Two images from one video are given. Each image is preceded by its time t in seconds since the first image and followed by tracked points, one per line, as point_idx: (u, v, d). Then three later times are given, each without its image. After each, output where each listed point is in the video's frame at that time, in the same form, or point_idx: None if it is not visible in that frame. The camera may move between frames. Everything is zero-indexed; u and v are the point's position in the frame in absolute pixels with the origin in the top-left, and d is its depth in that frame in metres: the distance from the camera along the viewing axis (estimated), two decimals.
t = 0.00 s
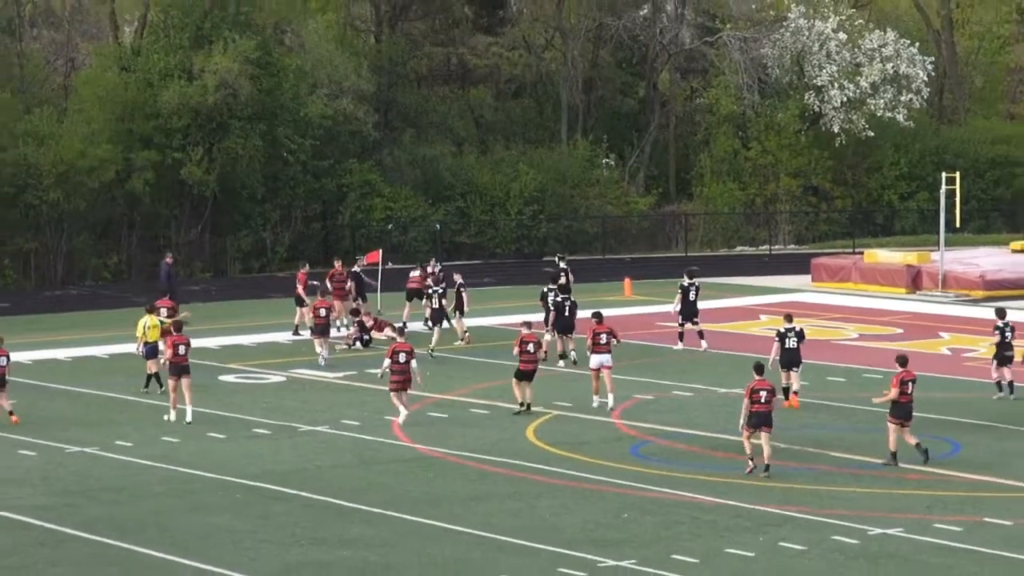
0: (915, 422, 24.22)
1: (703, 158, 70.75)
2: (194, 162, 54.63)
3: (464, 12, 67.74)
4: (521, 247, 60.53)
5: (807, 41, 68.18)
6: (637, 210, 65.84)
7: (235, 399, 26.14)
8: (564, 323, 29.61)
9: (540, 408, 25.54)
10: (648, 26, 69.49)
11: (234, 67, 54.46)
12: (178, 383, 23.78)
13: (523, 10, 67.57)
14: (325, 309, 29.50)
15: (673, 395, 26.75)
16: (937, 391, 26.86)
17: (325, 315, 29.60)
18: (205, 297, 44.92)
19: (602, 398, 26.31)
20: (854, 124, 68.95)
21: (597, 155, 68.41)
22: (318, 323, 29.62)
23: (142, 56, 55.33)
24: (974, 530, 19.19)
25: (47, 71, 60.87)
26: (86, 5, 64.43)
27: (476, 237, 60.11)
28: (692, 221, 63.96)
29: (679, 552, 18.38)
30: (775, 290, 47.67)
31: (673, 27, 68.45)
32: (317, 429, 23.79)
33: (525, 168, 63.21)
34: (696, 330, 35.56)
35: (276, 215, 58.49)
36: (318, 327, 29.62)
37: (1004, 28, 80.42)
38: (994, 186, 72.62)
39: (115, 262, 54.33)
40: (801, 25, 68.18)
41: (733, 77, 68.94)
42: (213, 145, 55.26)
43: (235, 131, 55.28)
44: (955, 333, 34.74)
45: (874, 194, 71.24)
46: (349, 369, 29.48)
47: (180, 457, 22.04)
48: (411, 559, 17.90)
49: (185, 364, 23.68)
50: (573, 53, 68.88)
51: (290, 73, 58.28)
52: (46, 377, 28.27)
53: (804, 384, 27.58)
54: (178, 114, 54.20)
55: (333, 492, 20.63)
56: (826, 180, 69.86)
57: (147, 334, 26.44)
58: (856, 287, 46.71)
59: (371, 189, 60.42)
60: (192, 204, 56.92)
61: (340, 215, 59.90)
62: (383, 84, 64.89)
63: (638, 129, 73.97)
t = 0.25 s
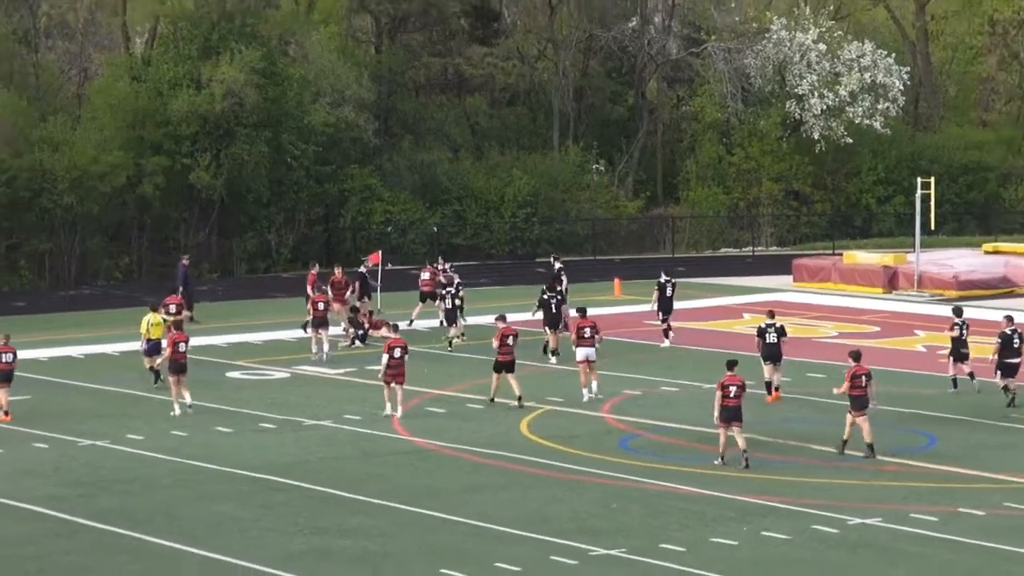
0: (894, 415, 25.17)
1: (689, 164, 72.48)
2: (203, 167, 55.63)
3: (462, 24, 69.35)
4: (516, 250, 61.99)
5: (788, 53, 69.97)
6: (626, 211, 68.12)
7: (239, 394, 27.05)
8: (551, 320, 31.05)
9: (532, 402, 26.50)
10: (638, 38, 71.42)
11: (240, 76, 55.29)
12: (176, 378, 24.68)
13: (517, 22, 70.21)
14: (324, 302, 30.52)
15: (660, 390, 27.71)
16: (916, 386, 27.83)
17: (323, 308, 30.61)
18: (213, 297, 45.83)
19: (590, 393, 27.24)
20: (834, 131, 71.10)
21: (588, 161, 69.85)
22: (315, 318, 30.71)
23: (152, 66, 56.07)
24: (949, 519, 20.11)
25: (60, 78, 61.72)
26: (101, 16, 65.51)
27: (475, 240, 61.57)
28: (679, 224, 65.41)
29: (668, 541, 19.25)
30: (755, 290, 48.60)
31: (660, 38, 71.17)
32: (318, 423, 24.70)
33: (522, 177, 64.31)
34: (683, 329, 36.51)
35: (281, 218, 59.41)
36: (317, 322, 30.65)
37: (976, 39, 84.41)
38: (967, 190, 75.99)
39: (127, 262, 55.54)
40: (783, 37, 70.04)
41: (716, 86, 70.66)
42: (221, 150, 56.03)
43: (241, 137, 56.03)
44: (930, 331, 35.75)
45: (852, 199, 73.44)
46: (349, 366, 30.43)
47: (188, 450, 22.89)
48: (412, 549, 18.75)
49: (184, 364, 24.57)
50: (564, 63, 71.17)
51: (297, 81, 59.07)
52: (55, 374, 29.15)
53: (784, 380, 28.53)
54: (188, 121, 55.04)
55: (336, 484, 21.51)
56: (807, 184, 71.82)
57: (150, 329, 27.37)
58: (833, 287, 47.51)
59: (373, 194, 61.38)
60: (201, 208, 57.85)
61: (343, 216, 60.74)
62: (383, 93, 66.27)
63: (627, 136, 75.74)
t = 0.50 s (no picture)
0: (867, 410, 26.15)
1: (670, 169, 73.72)
2: (204, 173, 56.76)
3: (451, 35, 71.34)
4: (503, 249, 63.02)
5: (764, 63, 71.08)
6: (607, 215, 69.12)
7: (237, 390, 27.99)
8: (533, 319, 32.28)
9: (519, 397, 27.46)
10: (618, 48, 74.08)
11: (239, 85, 56.47)
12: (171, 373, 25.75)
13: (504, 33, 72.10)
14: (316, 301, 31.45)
15: (643, 385, 28.68)
16: (892, 381, 28.80)
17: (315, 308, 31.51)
18: (212, 297, 46.68)
19: (574, 388, 28.19)
20: (807, 137, 71.58)
21: (573, 167, 70.97)
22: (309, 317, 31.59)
23: (155, 74, 57.43)
24: (916, 510, 21.06)
25: (70, 93, 62.40)
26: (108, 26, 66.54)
27: (465, 241, 62.72)
28: (660, 226, 66.24)
29: (649, 531, 20.17)
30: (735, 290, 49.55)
31: (640, 49, 73.74)
32: (313, 418, 25.63)
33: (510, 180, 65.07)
34: (665, 328, 37.46)
35: (279, 222, 59.94)
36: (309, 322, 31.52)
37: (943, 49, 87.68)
38: (934, 195, 76.43)
39: (131, 264, 56.08)
40: (759, 48, 71.18)
41: (696, 94, 72.31)
42: (220, 156, 57.12)
43: (240, 144, 57.11)
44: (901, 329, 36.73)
45: (825, 202, 74.47)
46: (344, 363, 31.36)
47: (188, 445, 23.78)
48: (404, 539, 19.65)
49: (178, 359, 25.69)
50: (549, 72, 74.04)
51: (292, 90, 60.49)
52: (59, 370, 30.06)
53: (761, 376, 29.48)
54: (190, 129, 56.12)
55: (332, 477, 22.40)
56: (784, 192, 73.22)
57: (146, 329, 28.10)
58: (806, 288, 48.43)
59: (367, 199, 62.59)
60: (201, 211, 58.63)
61: (337, 220, 61.50)
62: (376, 102, 68.02)
63: (610, 143, 76.89)
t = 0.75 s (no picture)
0: (839, 406, 27.18)
1: (648, 174, 75.87)
2: (202, 178, 57.89)
3: (440, 46, 72.27)
4: (489, 252, 63.80)
5: (738, 72, 72.79)
6: (589, 219, 69.94)
7: (232, 386, 28.96)
8: (515, 315, 33.08)
9: (505, 393, 28.46)
10: (602, 59, 74.94)
11: (237, 94, 57.22)
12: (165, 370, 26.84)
13: (490, 45, 74.05)
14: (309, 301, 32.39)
15: (622, 381, 29.72)
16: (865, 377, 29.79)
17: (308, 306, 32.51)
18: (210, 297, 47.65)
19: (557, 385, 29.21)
20: (779, 145, 74.02)
21: (555, 173, 71.98)
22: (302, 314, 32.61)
23: (156, 85, 58.27)
24: (883, 499, 22.03)
25: (74, 103, 63.19)
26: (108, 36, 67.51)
27: (451, 244, 63.62)
28: (638, 229, 67.67)
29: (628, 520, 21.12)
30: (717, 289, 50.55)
31: (621, 59, 74.96)
32: (307, 413, 26.60)
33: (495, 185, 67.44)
34: (646, 326, 38.47)
35: (273, 225, 61.15)
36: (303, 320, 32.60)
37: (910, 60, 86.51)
38: (900, 199, 78.08)
39: (132, 266, 57.62)
40: (733, 58, 72.91)
41: (674, 103, 74.04)
42: (217, 163, 58.21)
43: (236, 150, 58.14)
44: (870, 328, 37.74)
45: (796, 208, 76.65)
46: (336, 360, 32.35)
47: (187, 439, 24.74)
48: (395, 528, 20.59)
49: (173, 356, 26.76)
50: (534, 82, 74.33)
51: (287, 100, 60.36)
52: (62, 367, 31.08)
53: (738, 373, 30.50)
54: (189, 137, 57.19)
55: (326, 470, 23.35)
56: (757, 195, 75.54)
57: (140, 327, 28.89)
58: (779, 287, 49.46)
59: (358, 203, 63.73)
60: (199, 216, 59.96)
61: (330, 223, 62.85)
62: (367, 110, 68.65)
63: (592, 149, 78.10)
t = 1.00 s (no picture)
0: (815, 401, 28.20)
1: (628, 180, 76.78)
2: (199, 184, 58.91)
3: (428, 56, 73.20)
4: (475, 254, 64.63)
5: (714, 81, 73.95)
6: (572, 220, 70.73)
7: (228, 383, 29.93)
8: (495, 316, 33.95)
9: (492, 389, 29.45)
10: (583, 68, 76.49)
11: (233, 102, 58.34)
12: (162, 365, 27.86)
13: (476, 55, 75.44)
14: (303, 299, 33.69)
15: (604, 377, 30.75)
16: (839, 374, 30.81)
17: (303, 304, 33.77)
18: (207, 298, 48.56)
19: (543, 380, 30.20)
20: (753, 150, 74.70)
21: (538, 178, 72.49)
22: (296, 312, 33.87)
23: (155, 93, 59.24)
24: (853, 491, 23.01)
25: (80, 114, 63.87)
26: (109, 48, 68.41)
27: (438, 246, 64.43)
28: (618, 232, 68.57)
29: (610, 510, 22.09)
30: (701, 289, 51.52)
31: (601, 69, 76.78)
32: (302, 408, 27.57)
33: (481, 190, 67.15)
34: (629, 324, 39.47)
35: (269, 228, 62.18)
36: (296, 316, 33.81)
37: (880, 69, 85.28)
38: (869, 202, 78.75)
39: (132, 267, 58.61)
40: (710, 68, 74.04)
41: (653, 110, 75.20)
42: (215, 168, 59.35)
43: (233, 156, 59.31)
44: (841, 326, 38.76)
45: (769, 211, 77.43)
46: (329, 356, 33.31)
47: (187, 433, 25.71)
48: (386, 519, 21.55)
49: (168, 351, 27.78)
50: (519, 91, 75.39)
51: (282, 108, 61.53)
52: (63, 364, 32.07)
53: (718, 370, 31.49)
54: (188, 143, 58.17)
55: (321, 463, 24.32)
56: (733, 199, 76.51)
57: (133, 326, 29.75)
58: (753, 287, 50.44)
59: (350, 206, 64.37)
60: (196, 219, 60.96)
61: (323, 226, 63.59)
62: (359, 118, 69.85)
63: (573, 155, 79.09)
